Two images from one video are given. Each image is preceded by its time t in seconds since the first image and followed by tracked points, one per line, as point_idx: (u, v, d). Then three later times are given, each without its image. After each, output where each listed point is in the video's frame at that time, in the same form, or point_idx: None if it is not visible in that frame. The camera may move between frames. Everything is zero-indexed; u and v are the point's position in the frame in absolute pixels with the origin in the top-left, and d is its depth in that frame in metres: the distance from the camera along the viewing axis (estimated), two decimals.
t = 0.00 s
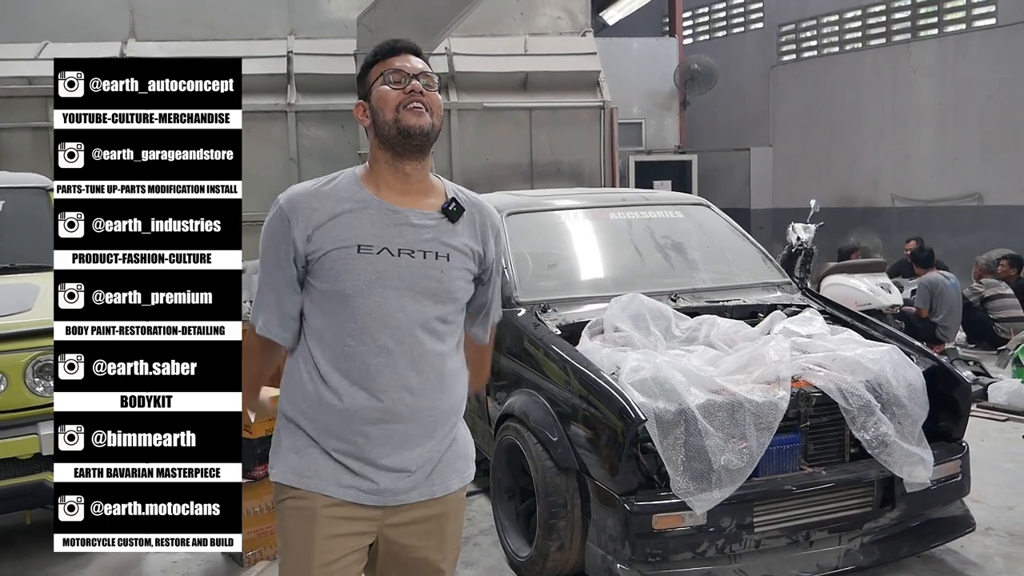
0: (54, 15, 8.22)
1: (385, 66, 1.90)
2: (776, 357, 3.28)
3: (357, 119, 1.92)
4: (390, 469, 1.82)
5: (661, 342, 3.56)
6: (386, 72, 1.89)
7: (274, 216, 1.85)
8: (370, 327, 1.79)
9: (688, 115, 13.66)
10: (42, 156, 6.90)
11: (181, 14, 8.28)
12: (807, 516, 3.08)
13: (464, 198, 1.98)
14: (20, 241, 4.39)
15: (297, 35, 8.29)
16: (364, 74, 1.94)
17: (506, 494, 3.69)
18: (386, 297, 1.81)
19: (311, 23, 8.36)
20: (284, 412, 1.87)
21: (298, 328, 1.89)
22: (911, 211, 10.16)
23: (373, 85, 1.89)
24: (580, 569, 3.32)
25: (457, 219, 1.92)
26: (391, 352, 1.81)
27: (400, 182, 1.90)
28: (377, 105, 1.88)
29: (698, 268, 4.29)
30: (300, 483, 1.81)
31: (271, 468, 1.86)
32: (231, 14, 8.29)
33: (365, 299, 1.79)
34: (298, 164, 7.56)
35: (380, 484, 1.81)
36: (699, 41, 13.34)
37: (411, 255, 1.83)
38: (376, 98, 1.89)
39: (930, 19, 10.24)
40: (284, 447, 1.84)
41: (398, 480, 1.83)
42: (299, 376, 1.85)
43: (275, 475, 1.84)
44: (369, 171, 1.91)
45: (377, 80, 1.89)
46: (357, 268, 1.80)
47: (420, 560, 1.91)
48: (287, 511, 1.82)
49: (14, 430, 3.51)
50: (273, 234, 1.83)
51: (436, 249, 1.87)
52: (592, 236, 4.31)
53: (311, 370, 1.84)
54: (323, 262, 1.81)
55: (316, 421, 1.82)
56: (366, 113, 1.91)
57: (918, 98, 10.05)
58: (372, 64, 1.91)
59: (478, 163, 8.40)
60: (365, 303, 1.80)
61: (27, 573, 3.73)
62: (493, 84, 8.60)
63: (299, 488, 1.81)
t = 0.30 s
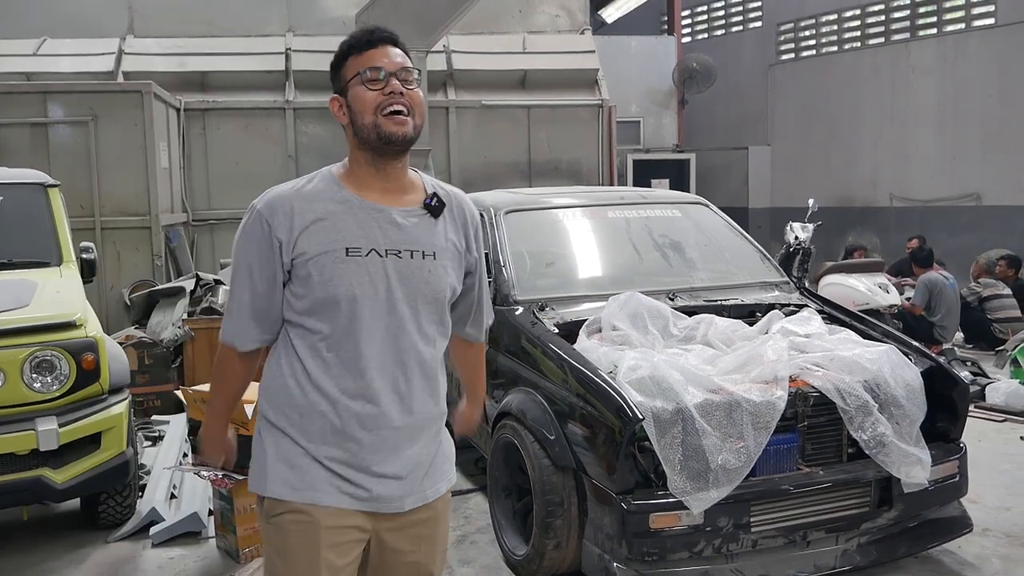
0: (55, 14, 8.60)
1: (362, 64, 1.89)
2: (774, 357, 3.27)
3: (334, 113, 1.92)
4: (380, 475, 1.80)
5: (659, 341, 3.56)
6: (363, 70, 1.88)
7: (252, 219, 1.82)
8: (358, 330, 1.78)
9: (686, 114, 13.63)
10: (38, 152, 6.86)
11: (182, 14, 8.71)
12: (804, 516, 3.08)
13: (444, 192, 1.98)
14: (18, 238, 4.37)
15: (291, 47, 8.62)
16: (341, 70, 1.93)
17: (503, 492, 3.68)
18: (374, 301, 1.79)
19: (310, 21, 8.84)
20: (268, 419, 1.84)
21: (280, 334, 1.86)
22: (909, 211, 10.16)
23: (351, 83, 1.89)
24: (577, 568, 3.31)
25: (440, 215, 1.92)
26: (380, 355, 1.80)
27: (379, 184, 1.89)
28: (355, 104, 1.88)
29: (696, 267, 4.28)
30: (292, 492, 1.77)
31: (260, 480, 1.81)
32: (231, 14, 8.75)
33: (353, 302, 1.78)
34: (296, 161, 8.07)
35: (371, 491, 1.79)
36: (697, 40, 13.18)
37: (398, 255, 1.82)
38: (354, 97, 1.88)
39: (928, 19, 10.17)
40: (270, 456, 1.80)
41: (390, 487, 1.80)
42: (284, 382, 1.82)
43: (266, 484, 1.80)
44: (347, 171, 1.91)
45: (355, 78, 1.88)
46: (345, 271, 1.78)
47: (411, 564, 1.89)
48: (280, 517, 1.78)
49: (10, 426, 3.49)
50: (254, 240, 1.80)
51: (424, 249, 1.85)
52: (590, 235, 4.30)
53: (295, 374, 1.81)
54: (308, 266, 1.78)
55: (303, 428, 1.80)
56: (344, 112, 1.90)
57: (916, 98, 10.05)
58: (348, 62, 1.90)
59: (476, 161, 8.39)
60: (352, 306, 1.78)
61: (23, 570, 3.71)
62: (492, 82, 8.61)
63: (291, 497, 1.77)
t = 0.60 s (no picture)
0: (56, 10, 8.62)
1: (304, 58, 1.76)
2: (777, 355, 3.27)
3: (271, 105, 1.79)
4: (348, 483, 1.75)
5: (662, 339, 3.55)
6: (307, 65, 1.76)
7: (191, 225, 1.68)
8: (314, 330, 1.70)
9: (689, 111, 13.63)
10: (42, 149, 6.87)
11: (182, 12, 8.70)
12: (807, 515, 3.08)
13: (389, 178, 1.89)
14: (20, 236, 4.36)
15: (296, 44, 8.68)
16: (280, 59, 1.79)
17: (506, 489, 3.68)
18: (329, 297, 1.71)
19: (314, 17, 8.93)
20: (223, 431, 1.75)
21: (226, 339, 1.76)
22: (912, 209, 10.15)
23: (292, 80, 1.76)
24: (580, 565, 3.31)
25: (388, 198, 1.84)
26: (337, 356, 1.72)
27: (323, 181, 1.80)
28: (298, 102, 1.75)
29: (700, 265, 4.28)
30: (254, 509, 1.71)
31: (215, 498, 1.74)
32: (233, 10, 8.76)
33: (307, 301, 1.69)
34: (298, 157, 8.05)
35: (341, 500, 1.74)
36: (700, 37, 13.32)
37: (354, 246, 1.74)
38: (297, 94, 1.76)
39: (933, 18, 10.24)
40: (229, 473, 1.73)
41: (361, 492, 1.76)
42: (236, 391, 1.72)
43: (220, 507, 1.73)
44: (287, 166, 1.80)
45: (297, 74, 1.76)
46: (300, 268, 1.69)
47: None
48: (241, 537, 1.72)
49: (13, 423, 3.50)
50: (193, 249, 1.65)
51: (376, 236, 1.77)
52: (593, 233, 4.30)
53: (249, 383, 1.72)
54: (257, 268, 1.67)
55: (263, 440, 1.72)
56: (284, 107, 1.78)
57: (919, 96, 10.04)
58: (287, 53, 1.76)
59: (479, 158, 8.38)
60: (306, 307, 1.70)
61: (26, 567, 3.71)
62: (494, 79, 8.59)
63: (253, 515, 1.71)
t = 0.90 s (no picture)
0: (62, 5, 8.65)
1: (277, 64, 1.67)
2: (781, 352, 3.26)
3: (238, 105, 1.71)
4: (324, 485, 1.76)
5: (665, 336, 3.55)
6: (280, 73, 1.67)
7: (157, 232, 1.58)
8: (293, 340, 1.67)
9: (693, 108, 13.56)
10: (45, 144, 6.88)
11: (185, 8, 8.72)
12: (810, 512, 3.07)
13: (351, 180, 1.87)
14: (23, 231, 4.36)
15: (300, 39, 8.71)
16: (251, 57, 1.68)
17: (508, 486, 3.68)
18: (308, 306, 1.68)
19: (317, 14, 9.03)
20: (192, 442, 1.68)
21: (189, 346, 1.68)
22: (917, 206, 10.12)
23: (266, 86, 1.67)
24: (582, 562, 3.32)
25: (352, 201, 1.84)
26: (316, 363, 1.71)
27: (287, 189, 1.75)
28: (268, 110, 1.68)
29: (703, 262, 4.27)
30: (235, 522, 1.66)
31: (191, 513, 1.66)
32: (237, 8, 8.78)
33: (287, 310, 1.66)
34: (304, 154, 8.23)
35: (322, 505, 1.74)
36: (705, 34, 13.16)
37: (329, 253, 1.72)
38: (267, 102, 1.67)
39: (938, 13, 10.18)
40: (205, 486, 1.66)
41: (340, 494, 1.78)
42: (206, 400, 1.66)
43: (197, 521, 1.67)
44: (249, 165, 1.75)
45: (270, 80, 1.67)
46: (282, 278, 1.65)
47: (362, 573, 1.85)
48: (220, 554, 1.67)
49: (16, 418, 3.50)
50: (164, 260, 1.54)
51: (349, 241, 1.77)
52: (596, 229, 4.29)
53: (222, 393, 1.66)
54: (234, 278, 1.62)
55: (239, 450, 1.68)
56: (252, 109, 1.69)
57: (924, 92, 10.01)
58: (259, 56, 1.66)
59: (482, 154, 8.38)
60: (287, 316, 1.66)
61: (29, 562, 3.72)
62: (498, 75, 8.59)
63: (236, 528, 1.66)
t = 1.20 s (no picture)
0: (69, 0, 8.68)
1: (267, 49, 1.67)
2: (786, 348, 3.26)
3: (229, 94, 1.70)
4: (317, 483, 1.77)
5: (670, 332, 3.54)
6: (273, 56, 1.67)
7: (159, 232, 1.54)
8: (291, 342, 1.66)
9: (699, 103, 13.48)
10: (51, 139, 6.89)
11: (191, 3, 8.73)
12: (815, 508, 3.07)
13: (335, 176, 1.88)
14: (29, 225, 4.37)
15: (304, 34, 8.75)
16: (239, 45, 1.69)
17: (513, 481, 3.68)
18: (306, 305, 1.68)
19: (321, 10, 9.04)
20: (184, 443, 1.67)
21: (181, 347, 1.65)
22: (923, 202, 10.09)
23: (257, 71, 1.67)
24: (587, 557, 3.32)
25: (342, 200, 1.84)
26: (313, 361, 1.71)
27: (279, 177, 1.74)
28: (260, 94, 1.67)
29: (709, 258, 4.26)
30: (232, 523, 1.66)
31: (188, 516, 1.66)
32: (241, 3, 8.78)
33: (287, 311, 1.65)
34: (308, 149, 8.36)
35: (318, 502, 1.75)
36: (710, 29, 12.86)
37: (323, 252, 1.72)
38: (259, 86, 1.67)
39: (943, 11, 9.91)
40: (202, 489, 1.66)
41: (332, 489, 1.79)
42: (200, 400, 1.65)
43: (189, 528, 1.67)
44: (242, 155, 1.73)
45: (260, 64, 1.67)
46: (280, 279, 1.64)
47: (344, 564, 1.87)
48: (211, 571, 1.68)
49: (23, 412, 3.52)
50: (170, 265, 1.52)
51: (339, 241, 1.77)
52: (601, 225, 4.28)
53: (218, 395, 1.65)
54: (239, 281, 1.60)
55: (236, 451, 1.68)
56: (244, 99, 1.69)
57: (931, 88, 9.97)
58: (248, 41, 1.67)
59: (487, 149, 8.40)
60: (287, 316, 1.65)
61: (36, 554, 3.73)
62: (503, 70, 8.58)
63: (234, 529, 1.67)
